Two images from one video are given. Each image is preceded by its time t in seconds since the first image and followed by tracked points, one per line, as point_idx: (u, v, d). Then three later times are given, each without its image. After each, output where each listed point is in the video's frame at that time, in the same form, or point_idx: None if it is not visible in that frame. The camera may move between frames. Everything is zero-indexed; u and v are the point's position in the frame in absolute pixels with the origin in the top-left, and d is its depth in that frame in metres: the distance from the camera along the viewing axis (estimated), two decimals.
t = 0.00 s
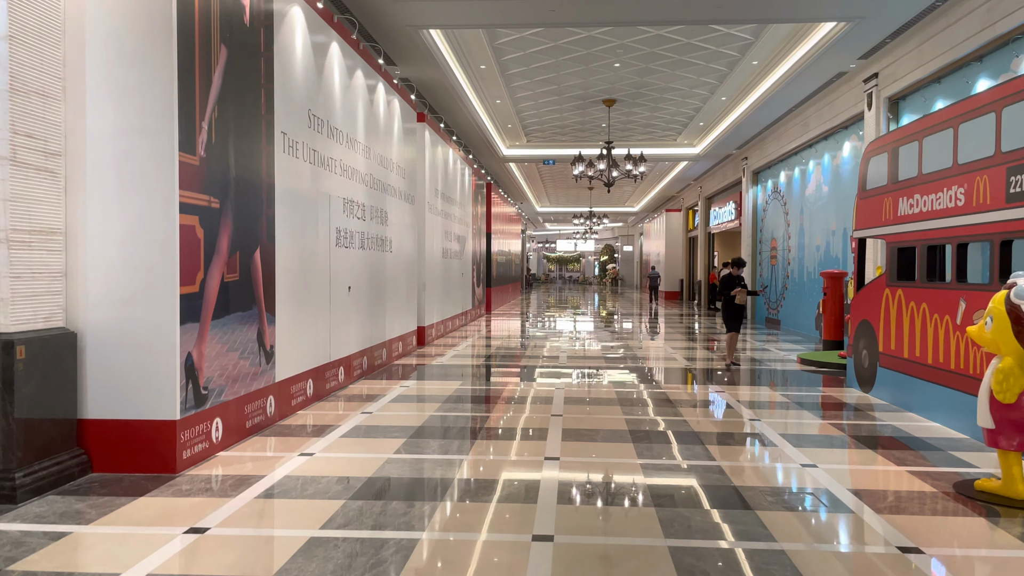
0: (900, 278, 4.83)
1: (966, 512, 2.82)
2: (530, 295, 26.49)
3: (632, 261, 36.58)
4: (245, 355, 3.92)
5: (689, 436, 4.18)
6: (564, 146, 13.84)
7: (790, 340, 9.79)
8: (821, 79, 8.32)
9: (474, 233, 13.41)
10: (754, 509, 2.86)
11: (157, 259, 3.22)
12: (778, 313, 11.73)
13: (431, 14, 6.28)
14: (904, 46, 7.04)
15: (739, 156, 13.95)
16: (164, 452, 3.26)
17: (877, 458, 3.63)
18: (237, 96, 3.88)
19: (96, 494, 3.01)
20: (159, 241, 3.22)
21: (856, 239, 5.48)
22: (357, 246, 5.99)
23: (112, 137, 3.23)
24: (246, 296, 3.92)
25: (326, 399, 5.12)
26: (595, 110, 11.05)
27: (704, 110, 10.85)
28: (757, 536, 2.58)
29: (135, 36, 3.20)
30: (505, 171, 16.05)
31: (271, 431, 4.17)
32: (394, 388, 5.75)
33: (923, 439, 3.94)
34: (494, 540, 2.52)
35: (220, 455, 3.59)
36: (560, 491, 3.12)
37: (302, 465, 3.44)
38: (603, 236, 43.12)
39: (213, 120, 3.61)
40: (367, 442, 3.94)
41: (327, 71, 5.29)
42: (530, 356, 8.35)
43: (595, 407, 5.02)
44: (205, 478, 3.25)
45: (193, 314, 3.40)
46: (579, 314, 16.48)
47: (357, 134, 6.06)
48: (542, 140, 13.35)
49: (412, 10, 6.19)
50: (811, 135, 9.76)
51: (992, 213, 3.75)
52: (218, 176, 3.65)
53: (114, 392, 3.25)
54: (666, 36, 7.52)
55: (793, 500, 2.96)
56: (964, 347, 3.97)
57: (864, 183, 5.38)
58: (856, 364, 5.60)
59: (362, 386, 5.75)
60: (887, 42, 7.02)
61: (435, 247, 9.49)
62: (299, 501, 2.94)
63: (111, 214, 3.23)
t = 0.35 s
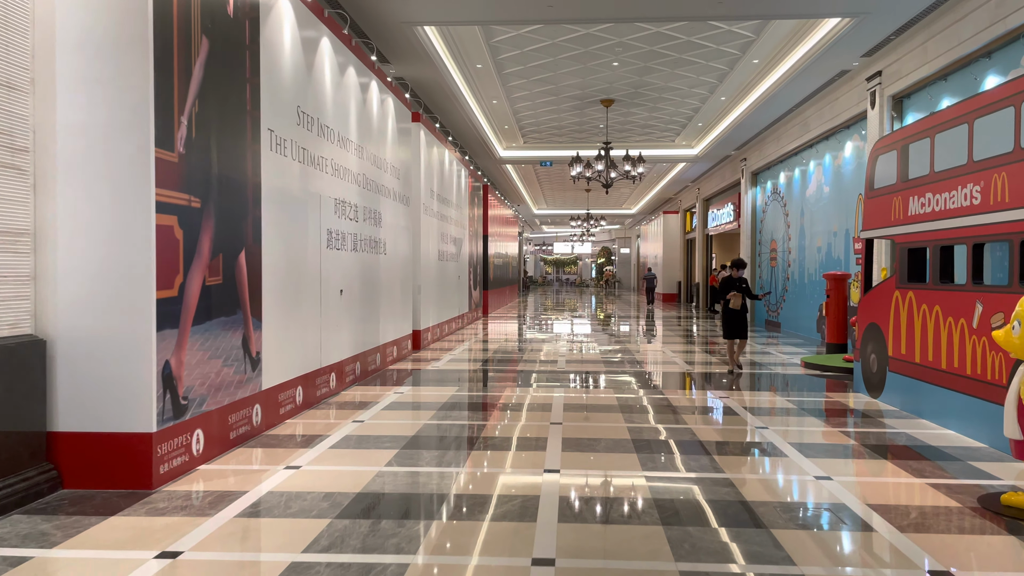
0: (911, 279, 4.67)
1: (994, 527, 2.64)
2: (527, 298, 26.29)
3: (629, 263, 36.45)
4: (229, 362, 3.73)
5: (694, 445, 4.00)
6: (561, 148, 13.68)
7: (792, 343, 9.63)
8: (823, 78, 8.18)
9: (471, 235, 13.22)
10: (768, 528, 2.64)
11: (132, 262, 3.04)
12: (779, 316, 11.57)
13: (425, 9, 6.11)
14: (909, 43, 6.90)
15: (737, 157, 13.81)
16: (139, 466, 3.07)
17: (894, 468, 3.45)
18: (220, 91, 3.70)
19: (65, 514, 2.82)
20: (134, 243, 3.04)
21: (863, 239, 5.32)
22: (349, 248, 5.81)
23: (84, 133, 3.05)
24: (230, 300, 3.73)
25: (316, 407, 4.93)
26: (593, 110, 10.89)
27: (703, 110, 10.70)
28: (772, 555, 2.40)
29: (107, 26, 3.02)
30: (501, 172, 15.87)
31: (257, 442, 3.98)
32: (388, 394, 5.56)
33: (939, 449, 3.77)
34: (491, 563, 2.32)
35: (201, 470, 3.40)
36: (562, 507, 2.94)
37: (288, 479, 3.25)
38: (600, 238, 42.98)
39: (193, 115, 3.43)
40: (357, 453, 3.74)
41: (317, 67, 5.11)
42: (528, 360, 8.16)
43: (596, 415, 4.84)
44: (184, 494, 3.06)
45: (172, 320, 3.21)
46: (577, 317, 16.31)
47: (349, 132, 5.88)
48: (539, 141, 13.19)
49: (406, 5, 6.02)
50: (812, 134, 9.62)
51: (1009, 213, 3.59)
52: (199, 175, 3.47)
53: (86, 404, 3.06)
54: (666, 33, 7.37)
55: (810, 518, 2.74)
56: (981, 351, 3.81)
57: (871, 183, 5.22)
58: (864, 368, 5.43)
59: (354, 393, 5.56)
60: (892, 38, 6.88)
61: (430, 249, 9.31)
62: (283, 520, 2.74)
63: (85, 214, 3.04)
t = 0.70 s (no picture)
0: (920, 282, 4.48)
1: (1023, 549, 2.45)
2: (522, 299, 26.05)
3: (625, 264, 36.32)
4: (202, 367, 3.51)
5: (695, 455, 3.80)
6: (557, 146, 13.47)
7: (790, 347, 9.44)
8: (825, 75, 8.01)
9: (464, 235, 13.00)
10: (779, 552, 2.43)
11: (92, 260, 2.81)
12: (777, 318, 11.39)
13: None
14: (915, 39, 6.74)
15: (735, 157, 13.64)
16: (99, 480, 2.83)
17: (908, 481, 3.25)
18: (194, 78, 3.48)
19: (16, 532, 2.59)
20: (95, 239, 2.81)
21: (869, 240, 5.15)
22: (335, 247, 5.59)
23: (42, 120, 2.82)
24: (203, 301, 3.50)
25: (298, 413, 4.70)
26: (589, 108, 10.69)
27: (701, 108, 10.53)
28: None
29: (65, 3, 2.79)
30: (496, 172, 15.64)
31: (232, 451, 3.75)
32: (374, 400, 5.34)
33: (954, 461, 3.57)
34: None
35: (170, 482, 3.17)
36: (555, 523, 2.74)
37: (262, 494, 3.02)
38: (595, 240, 42.83)
39: (163, 103, 3.21)
40: (339, 464, 3.52)
41: (302, 57, 4.90)
42: (522, 363, 7.95)
43: (592, 422, 4.63)
44: (148, 510, 2.83)
45: (137, 322, 2.99)
46: (572, 318, 16.11)
47: (337, 126, 5.67)
48: (533, 140, 13.00)
49: None
50: (813, 133, 9.46)
51: None
52: (169, 167, 3.24)
53: (43, 412, 2.83)
54: (665, 27, 7.18)
55: (825, 540, 2.53)
56: (997, 358, 3.62)
57: (878, 182, 5.05)
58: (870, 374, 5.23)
59: (339, 399, 5.33)
60: (896, 34, 6.71)
61: (422, 249, 9.08)
62: (253, 540, 2.52)
63: (42, 207, 2.82)
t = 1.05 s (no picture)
0: (930, 281, 4.32)
1: None
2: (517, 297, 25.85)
3: (620, 263, 36.17)
4: (177, 366, 3.30)
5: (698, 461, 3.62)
6: (554, 142, 13.27)
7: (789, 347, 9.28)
8: (828, 70, 7.86)
9: (459, 231, 12.78)
10: (792, 571, 2.26)
11: (54, 251, 2.60)
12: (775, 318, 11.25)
13: None
14: (921, 33, 6.58)
15: (734, 154, 13.49)
16: (60, 488, 2.63)
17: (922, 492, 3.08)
18: (170, 59, 3.26)
19: None
20: (58, 229, 2.60)
21: (877, 238, 4.99)
22: (324, 241, 5.39)
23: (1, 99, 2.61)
24: (179, 296, 3.30)
25: (282, 415, 4.50)
26: (586, 103, 10.50)
27: (700, 104, 10.36)
28: None
29: None
30: (491, 167, 15.43)
31: (209, 455, 3.54)
32: (363, 400, 5.14)
33: (969, 470, 3.41)
34: None
35: (139, 490, 2.97)
36: (552, 538, 2.55)
37: (238, 503, 2.82)
38: (591, 238, 42.65)
39: (136, 85, 3.00)
40: (322, 470, 3.32)
41: (290, 42, 4.69)
42: (516, 362, 7.76)
43: (589, 425, 4.44)
44: (112, 521, 2.63)
45: (105, 319, 2.78)
46: (567, 316, 15.94)
47: (326, 116, 5.47)
48: (529, 135, 12.80)
49: None
50: (814, 130, 9.31)
51: None
52: (142, 154, 3.04)
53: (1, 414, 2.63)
54: (666, 19, 6.99)
55: (842, 559, 2.35)
56: (1015, 362, 3.46)
57: (886, 178, 4.90)
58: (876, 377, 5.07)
59: (326, 399, 5.13)
60: (903, 27, 6.55)
61: (416, 245, 8.87)
62: (223, 556, 2.32)
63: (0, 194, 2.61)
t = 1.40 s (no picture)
0: (950, 284, 4.12)
1: None
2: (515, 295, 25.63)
3: (619, 261, 35.97)
4: (152, 369, 3.09)
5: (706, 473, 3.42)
6: (554, 138, 13.05)
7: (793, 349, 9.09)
8: (836, 65, 7.66)
9: (456, 228, 12.57)
10: None
11: (14, 245, 2.39)
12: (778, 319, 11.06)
13: None
14: (934, 27, 6.39)
15: (736, 153, 13.29)
16: (19, 502, 2.42)
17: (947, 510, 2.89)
18: (147, 41, 3.04)
19: None
20: (18, 221, 2.39)
21: (890, 237, 4.80)
22: (315, 237, 5.18)
23: None
24: (155, 295, 3.09)
25: (268, 419, 4.29)
26: (587, 98, 10.29)
27: (704, 101, 10.16)
28: None
29: None
30: (490, 164, 15.20)
31: (188, 463, 3.34)
32: (354, 403, 4.92)
33: (995, 485, 3.21)
34: None
35: (108, 503, 2.76)
36: (552, 561, 2.35)
37: (214, 519, 2.62)
38: (590, 236, 42.43)
39: (109, 67, 2.78)
40: (307, 481, 3.12)
41: (280, 28, 4.48)
42: (514, 362, 7.56)
43: (590, 432, 4.24)
44: (75, 539, 2.42)
45: (71, 319, 2.57)
46: (566, 315, 15.72)
47: (319, 106, 5.26)
48: (528, 131, 12.59)
49: None
50: (820, 128, 9.12)
51: None
52: (115, 142, 2.82)
53: None
54: (671, 10, 6.78)
55: None
56: None
57: (901, 175, 4.71)
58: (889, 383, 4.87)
59: (316, 401, 4.92)
60: (916, 21, 6.35)
61: (412, 241, 8.65)
62: None
63: None
